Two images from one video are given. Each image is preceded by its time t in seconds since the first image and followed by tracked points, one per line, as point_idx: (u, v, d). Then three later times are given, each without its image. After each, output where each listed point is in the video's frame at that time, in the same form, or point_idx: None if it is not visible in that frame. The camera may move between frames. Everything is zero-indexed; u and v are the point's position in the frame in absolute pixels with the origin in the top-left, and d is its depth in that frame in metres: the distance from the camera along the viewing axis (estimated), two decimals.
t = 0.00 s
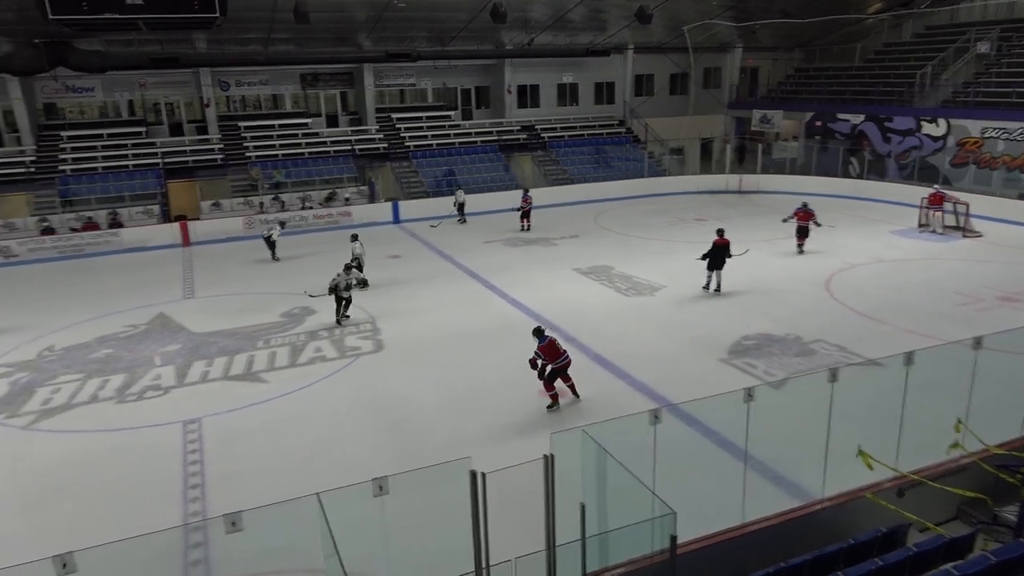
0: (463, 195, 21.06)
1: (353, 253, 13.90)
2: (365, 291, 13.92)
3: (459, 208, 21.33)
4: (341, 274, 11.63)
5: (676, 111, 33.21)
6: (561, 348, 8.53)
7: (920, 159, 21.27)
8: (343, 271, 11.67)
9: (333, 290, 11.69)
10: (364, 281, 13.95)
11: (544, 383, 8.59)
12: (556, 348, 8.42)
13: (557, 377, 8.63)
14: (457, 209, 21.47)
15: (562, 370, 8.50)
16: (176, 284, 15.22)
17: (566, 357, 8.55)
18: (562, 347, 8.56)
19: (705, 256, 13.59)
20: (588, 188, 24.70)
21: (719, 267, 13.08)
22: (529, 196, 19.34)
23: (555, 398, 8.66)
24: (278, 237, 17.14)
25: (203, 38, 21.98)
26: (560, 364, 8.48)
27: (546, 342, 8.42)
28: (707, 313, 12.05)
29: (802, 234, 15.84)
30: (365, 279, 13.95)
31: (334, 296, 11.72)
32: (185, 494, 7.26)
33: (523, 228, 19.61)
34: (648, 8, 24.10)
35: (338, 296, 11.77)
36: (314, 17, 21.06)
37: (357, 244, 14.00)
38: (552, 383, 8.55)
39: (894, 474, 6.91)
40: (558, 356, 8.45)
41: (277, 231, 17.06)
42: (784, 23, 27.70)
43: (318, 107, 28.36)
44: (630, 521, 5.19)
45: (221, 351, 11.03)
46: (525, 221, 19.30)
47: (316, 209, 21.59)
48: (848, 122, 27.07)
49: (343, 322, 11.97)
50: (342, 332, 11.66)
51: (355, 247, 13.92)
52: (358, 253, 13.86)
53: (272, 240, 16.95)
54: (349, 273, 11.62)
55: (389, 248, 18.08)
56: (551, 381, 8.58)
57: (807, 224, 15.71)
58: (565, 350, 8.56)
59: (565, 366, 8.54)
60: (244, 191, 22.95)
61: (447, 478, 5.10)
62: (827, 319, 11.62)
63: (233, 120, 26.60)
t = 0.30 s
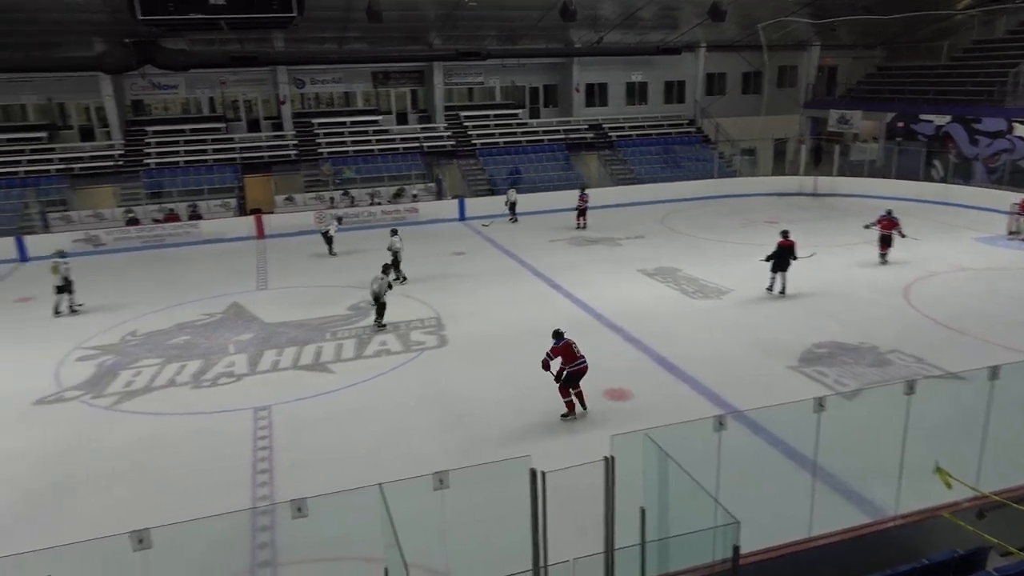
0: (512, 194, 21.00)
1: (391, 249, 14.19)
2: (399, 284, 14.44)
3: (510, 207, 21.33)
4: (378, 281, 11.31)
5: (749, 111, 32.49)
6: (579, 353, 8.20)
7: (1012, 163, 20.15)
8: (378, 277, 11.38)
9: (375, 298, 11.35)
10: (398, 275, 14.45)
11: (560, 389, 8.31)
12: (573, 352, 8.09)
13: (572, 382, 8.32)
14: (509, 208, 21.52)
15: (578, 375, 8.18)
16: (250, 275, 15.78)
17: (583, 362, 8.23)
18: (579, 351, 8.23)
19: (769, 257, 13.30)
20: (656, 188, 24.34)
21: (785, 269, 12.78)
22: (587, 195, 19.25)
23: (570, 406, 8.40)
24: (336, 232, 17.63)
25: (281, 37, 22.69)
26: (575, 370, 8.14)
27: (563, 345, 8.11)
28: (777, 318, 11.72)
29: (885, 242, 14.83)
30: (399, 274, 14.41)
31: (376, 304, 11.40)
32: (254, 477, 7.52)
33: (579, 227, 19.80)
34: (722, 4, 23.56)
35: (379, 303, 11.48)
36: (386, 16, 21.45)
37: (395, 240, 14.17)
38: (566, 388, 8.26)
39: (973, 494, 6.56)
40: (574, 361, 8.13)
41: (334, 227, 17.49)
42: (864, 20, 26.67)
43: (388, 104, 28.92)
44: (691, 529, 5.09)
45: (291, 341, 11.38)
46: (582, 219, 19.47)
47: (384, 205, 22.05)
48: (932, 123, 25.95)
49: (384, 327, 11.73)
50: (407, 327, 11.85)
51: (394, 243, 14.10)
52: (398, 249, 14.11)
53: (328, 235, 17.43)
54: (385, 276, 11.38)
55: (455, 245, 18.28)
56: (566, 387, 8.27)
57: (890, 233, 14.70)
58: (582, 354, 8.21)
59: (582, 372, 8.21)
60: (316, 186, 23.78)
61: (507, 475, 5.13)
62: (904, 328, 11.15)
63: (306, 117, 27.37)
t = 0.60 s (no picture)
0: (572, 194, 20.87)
1: (437, 243, 14.76)
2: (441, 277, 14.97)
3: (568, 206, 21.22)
4: (420, 284, 11.05)
5: (834, 111, 31.41)
6: (599, 352, 8.38)
7: None
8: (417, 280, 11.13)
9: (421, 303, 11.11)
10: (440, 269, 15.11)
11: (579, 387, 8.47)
12: (591, 349, 8.33)
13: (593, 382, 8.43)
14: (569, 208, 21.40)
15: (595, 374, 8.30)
16: (327, 268, 16.25)
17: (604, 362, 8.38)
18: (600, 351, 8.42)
19: (845, 261, 12.81)
20: (733, 189, 23.89)
21: (862, 273, 12.30)
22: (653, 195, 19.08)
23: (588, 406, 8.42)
24: (399, 228, 17.99)
25: (362, 36, 23.23)
26: (592, 367, 8.32)
27: (583, 341, 8.42)
28: (858, 326, 11.26)
29: (983, 255, 13.80)
30: (443, 269, 15.00)
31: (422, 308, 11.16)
32: (325, 465, 7.73)
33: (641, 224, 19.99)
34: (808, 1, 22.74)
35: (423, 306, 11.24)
36: (465, 15, 21.68)
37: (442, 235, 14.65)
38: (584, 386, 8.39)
39: None
40: (591, 358, 8.34)
41: (398, 224, 17.83)
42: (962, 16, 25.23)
43: (464, 102, 29.25)
44: (758, 540, 4.93)
45: (363, 333, 11.66)
46: (646, 216, 19.63)
47: (457, 202, 22.30)
48: None
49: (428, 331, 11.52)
50: (477, 323, 11.95)
51: (443, 237, 14.50)
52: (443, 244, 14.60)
53: (393, 232, 17.80)
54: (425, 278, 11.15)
55: (526, 243, 18.32)
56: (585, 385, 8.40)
57: (988, 244, 13.71)
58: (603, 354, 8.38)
59: (600, 370, 8.36)
60: (392, 182, 24.46)
61: (572, 476, 5.10)
62: (996, 340, 10.53)
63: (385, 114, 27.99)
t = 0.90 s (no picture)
0: (644, 195, 20.69)
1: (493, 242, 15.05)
2: (496, 275, 15.30)
3: (641, 208, 21.01)
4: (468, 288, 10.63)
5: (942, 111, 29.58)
6: (634, 345, 8.30)
7: None
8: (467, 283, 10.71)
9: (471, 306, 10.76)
10: (496, 265, 15.41)
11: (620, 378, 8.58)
12: (625, 343, 8.27)
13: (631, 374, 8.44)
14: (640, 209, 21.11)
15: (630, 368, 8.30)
16: (412, 262, 16.61)
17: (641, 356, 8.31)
18: (637, 344, 8.33)
19: (944, 268, 12.11)
20: (825, 193, 23.08)
21: (961, 281, 11.59)
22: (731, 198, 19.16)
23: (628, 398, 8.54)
24: (471, 223, 18.14)
25: (453, 35, 23.57)
26: (627, 361, 8.31)
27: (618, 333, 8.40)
28: (963, 340, 10.61)
29: None
30: (499, 266, 15.32)
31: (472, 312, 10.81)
32: (404, 454, 7.91)
33: (721, 226, 19.64)
34: None
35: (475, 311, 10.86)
36: (556, 13, 21.66)
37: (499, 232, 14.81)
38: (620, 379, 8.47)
39: None
40: (625, 352, 8.29)
41: (472, 221, 18.02)
42: None
43: (551, 101, 29.30)
44: (845, 559, 4.74)
45: (446, 327, 11.87)
46: (725, 217, 19.37)
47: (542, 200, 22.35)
48: None
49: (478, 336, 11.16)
50: (557, 322, 11.94)
51: (499, 235, 14.71)
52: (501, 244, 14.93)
53: (466, 228, 17.93)
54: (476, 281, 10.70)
55: (609, 243, 18.21)
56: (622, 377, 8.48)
57: None
58: (639, 348, 8.31)
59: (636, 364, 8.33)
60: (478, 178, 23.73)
61: (650, 480, 5.05)
62: None
63: (473, 112, 28.38)
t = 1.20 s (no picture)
0: (719, 197, 20.24)
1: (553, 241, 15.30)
2: (558, 272, 15.44)
3: (716, 211, 20.52)
4: (517, 294, 10.45)
5: None
6: (678, 346, 8.48)
7: None
8: (516, 288, 10.54)
9: (520, 313, 10.55)
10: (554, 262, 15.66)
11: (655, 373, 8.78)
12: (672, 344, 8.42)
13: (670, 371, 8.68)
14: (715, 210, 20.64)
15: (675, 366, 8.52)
16: (497, 259, 16.79)
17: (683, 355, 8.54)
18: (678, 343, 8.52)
19: None
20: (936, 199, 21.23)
21: None
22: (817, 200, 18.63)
23: (663, 392, 8.80)
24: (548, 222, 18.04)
25: (545, 34, 23.60)
26: (672, 361, 8.50)
27: (661, 334, 8.50)
28: None
29: None
30: (559, 262, 15.52)
31: (521, 318, 10.59)
32: (483, 448, 7.97)
33: (808, 229, 19.15)
34: None
35: (523, 317, 10.63)
36: (650, 11, 21.31)
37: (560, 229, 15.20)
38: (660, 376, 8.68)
39: None
40: (672, 352, 8.46)
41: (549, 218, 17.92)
42: None
43: (642, 99, 28.93)
44: None
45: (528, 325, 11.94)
46: (811, 221, 18.87)
47: (629, 200, 22.10)
48: None
49: (527, 344, 10.88)
50: (641, 324, 11.80)
51: (558, 232, 15.07)
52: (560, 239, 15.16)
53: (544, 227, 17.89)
54: (525, 287, 10.50)
55: (697, 246, 17.87)
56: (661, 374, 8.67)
57: None
58: (683, 349, 8.50)
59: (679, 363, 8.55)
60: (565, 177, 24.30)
61: (731, 491, 4.90)
62: None
63: (562, 111, 28.40)
